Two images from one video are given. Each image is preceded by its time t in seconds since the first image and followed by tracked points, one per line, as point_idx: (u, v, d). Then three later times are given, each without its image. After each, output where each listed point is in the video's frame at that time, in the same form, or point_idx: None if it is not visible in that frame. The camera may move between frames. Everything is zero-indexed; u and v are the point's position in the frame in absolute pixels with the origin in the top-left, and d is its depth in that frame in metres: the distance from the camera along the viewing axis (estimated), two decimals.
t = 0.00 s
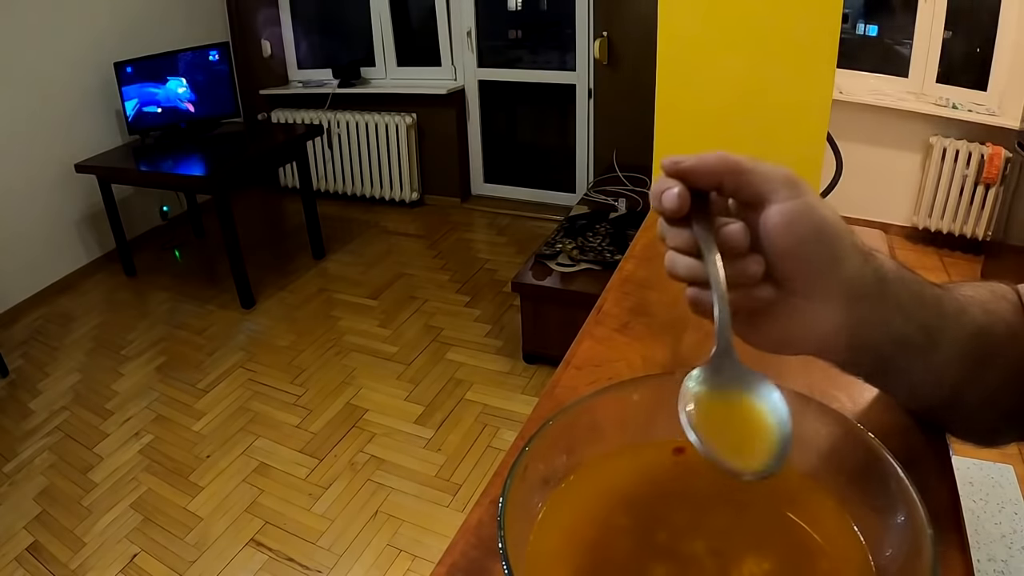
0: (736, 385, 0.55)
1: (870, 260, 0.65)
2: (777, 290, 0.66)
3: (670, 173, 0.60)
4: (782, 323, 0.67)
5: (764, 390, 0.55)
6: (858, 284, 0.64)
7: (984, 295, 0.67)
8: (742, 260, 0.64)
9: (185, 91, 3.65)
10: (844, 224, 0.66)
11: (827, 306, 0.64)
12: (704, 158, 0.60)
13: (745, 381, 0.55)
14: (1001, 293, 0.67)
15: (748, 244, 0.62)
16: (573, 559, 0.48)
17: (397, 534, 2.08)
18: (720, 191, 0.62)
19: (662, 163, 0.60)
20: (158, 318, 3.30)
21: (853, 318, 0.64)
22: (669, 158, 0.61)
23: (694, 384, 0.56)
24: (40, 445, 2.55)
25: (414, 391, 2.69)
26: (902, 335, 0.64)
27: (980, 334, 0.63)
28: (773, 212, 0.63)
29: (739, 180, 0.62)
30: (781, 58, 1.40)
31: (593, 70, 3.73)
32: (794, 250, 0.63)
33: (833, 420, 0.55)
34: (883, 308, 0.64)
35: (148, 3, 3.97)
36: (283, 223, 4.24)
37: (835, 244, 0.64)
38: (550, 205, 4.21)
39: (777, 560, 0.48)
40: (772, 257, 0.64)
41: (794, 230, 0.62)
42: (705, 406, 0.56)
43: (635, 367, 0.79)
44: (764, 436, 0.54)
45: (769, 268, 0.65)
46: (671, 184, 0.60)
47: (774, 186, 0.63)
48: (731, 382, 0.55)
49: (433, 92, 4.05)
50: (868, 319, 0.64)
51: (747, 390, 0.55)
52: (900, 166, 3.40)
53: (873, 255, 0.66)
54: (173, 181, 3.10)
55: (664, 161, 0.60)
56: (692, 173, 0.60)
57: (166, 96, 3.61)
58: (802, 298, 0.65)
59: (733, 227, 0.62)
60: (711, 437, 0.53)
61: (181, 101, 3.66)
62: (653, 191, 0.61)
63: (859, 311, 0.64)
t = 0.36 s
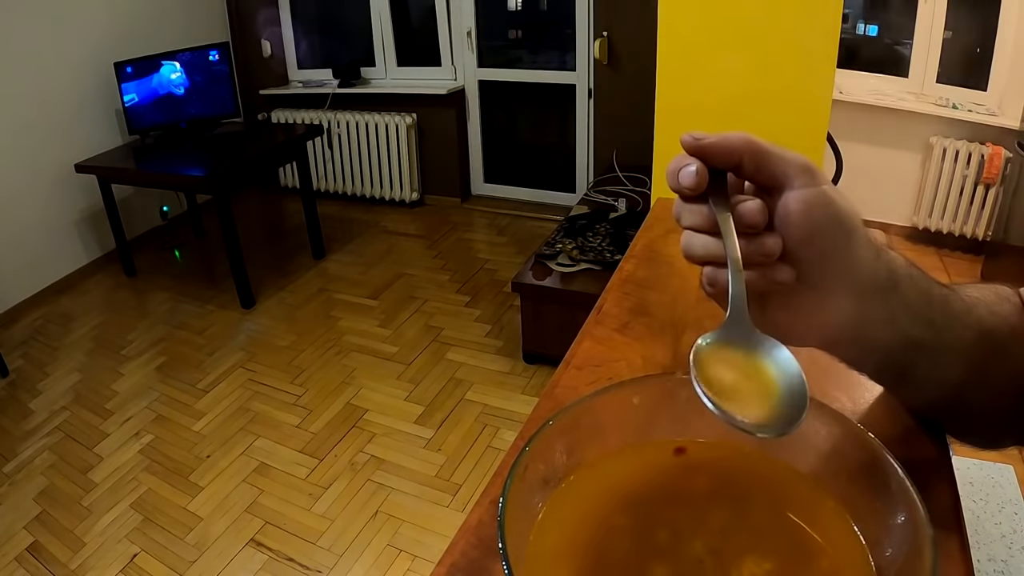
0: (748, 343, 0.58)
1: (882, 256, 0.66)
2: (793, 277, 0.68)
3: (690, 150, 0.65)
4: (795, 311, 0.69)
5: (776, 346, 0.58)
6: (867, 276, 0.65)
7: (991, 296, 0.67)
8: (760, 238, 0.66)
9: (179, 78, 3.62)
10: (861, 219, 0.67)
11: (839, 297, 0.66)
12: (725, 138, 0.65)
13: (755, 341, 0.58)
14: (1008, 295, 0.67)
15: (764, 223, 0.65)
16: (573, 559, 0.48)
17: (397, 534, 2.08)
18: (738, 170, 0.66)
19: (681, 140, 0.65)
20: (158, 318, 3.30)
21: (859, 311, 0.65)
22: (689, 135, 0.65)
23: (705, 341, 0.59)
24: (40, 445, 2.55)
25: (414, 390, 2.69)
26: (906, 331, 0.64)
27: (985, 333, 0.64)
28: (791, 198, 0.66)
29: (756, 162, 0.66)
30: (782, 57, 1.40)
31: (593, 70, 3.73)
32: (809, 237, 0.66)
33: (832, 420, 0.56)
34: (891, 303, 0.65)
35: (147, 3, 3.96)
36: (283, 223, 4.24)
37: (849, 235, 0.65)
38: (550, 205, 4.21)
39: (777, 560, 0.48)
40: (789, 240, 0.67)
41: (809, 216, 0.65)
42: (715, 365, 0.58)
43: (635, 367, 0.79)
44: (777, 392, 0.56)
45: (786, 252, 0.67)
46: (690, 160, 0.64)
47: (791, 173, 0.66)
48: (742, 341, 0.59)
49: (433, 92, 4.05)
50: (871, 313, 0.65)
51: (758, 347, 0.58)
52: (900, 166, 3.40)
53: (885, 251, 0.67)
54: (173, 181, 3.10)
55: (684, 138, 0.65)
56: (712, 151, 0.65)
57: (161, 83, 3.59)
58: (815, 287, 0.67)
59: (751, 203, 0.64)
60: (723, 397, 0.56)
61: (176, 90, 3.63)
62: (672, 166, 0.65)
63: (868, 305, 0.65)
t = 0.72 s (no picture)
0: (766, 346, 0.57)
1: (888, 256, 0.66)
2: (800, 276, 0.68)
3: (696, 146, 0.64)
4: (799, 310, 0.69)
5: (797, 347, 0.56)
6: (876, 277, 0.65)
7: (991, 297, 0.67)
8: (768, 234, 0.67)
9: (176, 71, 3.61)
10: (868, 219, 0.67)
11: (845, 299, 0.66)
12: (733, 135, 0.63)
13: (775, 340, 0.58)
14: (1009, 296, 0.67)
15: (772, 223, 0.67)
16: (573, 561, 0.48)
17: (397, 534, 2.08)
18: (744, 169, 0.65)
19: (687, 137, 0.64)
20: (158, 318, 3.30)
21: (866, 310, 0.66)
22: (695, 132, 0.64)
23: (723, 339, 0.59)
24: (40, 445, 2.55)
25: (414, 390, 2.69)
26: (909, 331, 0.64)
27: (985, 332, 0.64)
28: (798, 200, 0.66)
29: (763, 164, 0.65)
30: (782, 58, 1.40)
31: (593, 71, 3.73)
32: (817, 239, 0.66)
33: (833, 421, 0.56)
34: (894, 302, 0.65)
35: (147, 2, 3.97)
36: (283, 223, 4.24)
37: (857, 236, 0.66)
38: (550, 205, 4.21)
39: (777, 560, 0.48)
40: (797, 240, 0.67)
41: (815, 218, 0.65)
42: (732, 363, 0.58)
43: (635, 367, 0.79)
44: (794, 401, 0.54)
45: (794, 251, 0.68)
46: (696, 159, 0.63)
47: (798, 174, 0.66)
48: (760, 338, 0.58)
49: (433, 92, 4.05)
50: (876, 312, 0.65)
51: (776, 347, 0.57)
52: (900, 166, 3.40)
53: (890, 251, 0.67)
54: (173, 181, 3.10)
55: (689, 135, 0.63)
56: (719, 149, 0.64)
57: (160, 79, 3.58)
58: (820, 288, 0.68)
59: (760, 201, 0.66)
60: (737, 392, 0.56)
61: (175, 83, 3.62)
62: (678, 164, 0.64)
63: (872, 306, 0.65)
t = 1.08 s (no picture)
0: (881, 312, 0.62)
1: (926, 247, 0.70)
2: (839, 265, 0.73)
3: (748, 112, 0.65)
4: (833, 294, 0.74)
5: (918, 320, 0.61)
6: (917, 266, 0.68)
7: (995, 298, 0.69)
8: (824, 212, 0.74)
9: (183, 81, 3.64)
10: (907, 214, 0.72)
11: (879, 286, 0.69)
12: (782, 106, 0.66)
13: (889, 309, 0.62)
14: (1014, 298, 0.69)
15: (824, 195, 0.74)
16: (573, 562, 0.48)
17: (398, 534, 2.08)
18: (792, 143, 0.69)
19: (736, 102, 0.65)
20: (158, 318, 3.30)
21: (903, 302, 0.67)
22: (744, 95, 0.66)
23: (838, 303, 0.63)
24: (40, 445, 2.55)
25: (414, 391, 2.69)
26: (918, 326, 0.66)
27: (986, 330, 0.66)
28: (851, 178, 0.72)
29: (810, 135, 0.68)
30: (782, 58, 1.40)
31: (593, 70, 3.73)
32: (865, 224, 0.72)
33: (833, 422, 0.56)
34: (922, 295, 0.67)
35: (147, 3, 3.96)
36: (283, 223, 4.24)
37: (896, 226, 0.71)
38: (551, 205, 4.21)
39: (777, 561, 0.48)
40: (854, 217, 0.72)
41: (864, 200, 0.72)
42: (854, 323, 0.62)
43: (636, 367, 0.79)
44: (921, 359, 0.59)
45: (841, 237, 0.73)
46: (746, 129, 0.66)
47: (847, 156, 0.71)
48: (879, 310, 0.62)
49: (433, 92, 4.05)
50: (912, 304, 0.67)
51: (895, 319, 0.61)
52: (900, 166, 3.40)
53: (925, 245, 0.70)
54: (173, 181, 3.10)
55: (741, 100, 0.65)
56: (770, 118, 0.66)
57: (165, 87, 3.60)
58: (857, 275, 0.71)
59: (816, 173, 0.73)
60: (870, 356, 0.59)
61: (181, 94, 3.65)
62: (725, 133, 0.67)
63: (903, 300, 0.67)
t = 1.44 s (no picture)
0: (999, 302, 0.42)
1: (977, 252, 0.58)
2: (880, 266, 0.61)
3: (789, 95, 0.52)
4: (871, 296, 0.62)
5: None
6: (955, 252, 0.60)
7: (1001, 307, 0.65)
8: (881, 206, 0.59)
9: (185, 84, 3.65)
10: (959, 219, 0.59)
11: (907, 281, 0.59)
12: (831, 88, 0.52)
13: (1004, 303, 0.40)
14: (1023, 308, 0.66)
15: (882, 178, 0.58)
16: (574, 561, 0.48)
17: (398, 534, 2.08)
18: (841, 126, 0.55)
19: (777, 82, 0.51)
20: (158, 318, 3.30)
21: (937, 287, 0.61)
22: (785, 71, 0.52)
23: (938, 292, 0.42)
24: (40, 445, 2.55)
25: (414, 390, 2.69)
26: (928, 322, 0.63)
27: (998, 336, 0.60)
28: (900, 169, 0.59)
29: (859, 119, 0.55)
30: (782, 59, 1.40)
31: (593, 70, 3.73)
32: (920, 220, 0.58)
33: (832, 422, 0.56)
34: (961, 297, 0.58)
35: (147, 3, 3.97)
36: (283, 223, 4.24)
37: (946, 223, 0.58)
38: (551, 205, 4.21)
39: (778, 560, 0.47)
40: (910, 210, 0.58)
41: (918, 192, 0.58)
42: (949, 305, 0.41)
43: (635, 368, 0.79)
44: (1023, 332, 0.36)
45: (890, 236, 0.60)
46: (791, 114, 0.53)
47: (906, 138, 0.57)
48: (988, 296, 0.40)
49: (433, 92, 4.05)
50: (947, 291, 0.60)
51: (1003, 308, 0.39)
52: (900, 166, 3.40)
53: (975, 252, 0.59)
54: (173, 181, 3.10)
55: (782, 78, 0.51)
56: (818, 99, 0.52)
57: (167, 88, 3.61)
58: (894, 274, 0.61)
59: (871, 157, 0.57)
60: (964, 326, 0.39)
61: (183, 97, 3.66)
62: (759, 123, 0.55)
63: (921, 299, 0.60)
